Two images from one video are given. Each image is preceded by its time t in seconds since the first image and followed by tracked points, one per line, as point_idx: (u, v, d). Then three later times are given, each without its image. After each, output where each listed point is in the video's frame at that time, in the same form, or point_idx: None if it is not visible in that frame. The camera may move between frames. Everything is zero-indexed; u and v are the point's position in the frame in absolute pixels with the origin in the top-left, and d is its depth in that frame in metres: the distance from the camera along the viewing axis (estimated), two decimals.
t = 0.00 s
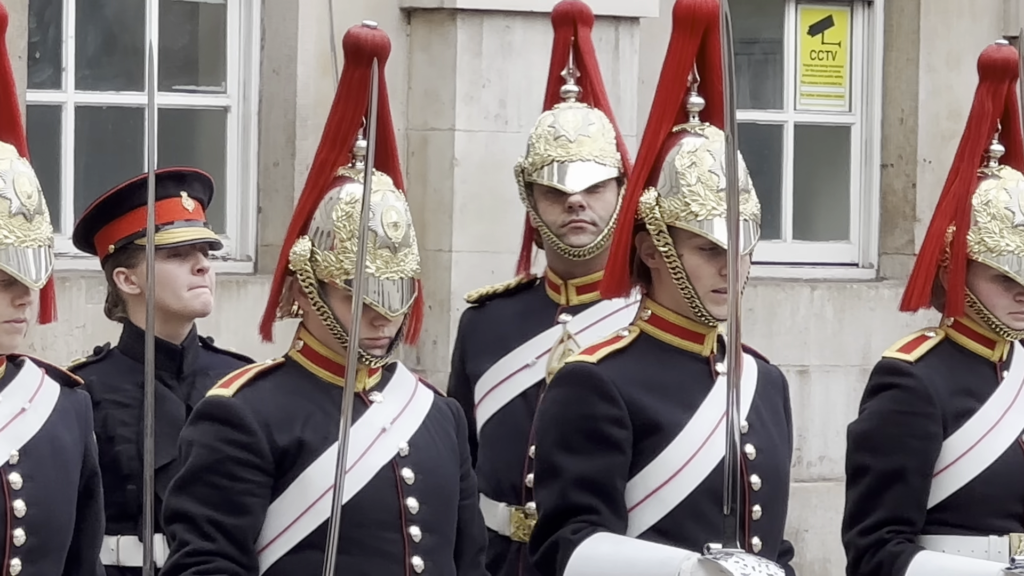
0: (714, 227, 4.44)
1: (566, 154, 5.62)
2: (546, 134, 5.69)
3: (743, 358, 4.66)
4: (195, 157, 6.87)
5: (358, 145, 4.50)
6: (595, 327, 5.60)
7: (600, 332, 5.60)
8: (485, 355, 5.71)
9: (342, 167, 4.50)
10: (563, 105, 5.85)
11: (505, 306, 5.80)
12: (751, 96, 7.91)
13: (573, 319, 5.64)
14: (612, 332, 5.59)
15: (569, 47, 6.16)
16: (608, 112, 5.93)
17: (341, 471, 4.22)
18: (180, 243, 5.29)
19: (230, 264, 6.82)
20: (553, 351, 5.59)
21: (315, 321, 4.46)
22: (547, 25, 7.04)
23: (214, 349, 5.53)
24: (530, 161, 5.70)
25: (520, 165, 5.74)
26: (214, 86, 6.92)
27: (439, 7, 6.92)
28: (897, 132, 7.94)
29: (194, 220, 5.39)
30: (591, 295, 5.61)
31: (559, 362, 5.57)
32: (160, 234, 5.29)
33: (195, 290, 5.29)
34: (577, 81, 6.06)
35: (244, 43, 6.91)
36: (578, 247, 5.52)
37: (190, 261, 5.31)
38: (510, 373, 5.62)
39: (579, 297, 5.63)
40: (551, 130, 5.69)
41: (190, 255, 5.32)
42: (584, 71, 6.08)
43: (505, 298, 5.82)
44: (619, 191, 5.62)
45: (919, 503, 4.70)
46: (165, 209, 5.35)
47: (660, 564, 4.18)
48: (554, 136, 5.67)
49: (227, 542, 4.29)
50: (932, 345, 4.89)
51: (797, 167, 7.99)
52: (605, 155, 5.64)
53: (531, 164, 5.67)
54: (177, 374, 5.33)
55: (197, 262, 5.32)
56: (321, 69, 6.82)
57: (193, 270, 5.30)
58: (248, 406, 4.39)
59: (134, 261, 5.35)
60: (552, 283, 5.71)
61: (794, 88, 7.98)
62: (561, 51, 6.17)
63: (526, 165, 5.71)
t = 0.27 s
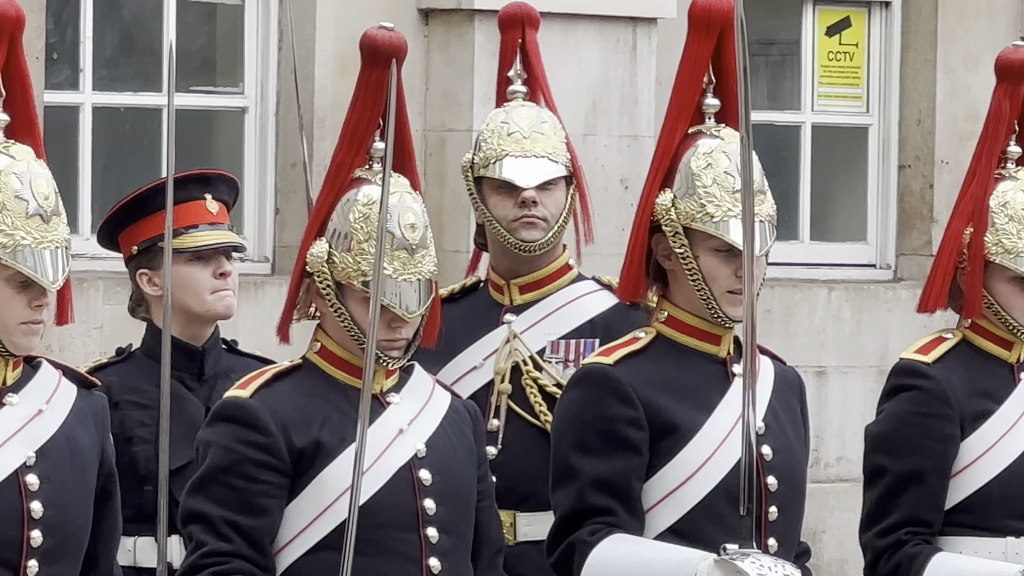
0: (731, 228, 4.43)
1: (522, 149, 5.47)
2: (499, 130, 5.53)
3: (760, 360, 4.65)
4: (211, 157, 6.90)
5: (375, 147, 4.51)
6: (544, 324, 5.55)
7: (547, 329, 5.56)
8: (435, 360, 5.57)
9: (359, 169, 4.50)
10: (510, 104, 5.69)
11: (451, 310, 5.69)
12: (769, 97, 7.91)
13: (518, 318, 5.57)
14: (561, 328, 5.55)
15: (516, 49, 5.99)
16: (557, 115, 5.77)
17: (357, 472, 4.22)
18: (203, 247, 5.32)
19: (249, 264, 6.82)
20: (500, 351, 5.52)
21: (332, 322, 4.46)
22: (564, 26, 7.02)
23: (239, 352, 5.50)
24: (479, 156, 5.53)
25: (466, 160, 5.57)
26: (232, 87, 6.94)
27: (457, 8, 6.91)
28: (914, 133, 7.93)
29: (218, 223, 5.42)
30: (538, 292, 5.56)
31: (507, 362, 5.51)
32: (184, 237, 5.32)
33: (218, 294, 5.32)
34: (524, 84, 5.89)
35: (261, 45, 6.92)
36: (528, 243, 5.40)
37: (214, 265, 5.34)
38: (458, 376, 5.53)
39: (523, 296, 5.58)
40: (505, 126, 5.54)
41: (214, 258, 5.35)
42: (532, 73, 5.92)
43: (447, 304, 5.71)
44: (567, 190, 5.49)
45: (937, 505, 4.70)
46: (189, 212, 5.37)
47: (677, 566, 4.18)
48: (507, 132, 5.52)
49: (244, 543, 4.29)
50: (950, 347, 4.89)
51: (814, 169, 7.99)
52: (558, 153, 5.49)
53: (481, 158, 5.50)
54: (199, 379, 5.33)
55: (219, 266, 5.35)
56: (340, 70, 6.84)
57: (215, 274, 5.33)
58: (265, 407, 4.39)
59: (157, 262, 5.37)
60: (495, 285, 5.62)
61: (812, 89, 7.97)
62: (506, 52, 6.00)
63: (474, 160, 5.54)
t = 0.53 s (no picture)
0: (750, 230, 4.43)
1: (507, 150, 5.46)
2: (484, 129, 5.51)
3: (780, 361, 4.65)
4: (233, 157, 6.90)
5: (397, 148, 4.50)
6: (529, 323, 5.52)
7: (533, 328, 5.52)
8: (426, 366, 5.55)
9: (380, 170, 4.51)
10: (493, 104, 5.67)
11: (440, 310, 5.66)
12: (789, 98, 7.96)
13: (503, 318, 5.55)
14: (547, 327, 5.51)
15: (495, 48, 6.01)
16: (536, 114, 5.77)
17: (379, 474, 4.23)
18: (228, 252, 5.33)
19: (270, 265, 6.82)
20: (488, 353, 5.51)
21: (354, 324, 4.47)
22: (585, 28, 7.04)
23: (263, 354, 5.51)
24: (463, 155, 5.51)
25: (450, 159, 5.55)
26: (253, 88, 6.96)
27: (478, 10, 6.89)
28: (934, 135, 7.91)
29: (244, 228, 5.42)
30: (521, 293, 5.54)
31: (495, 363, 5.50)
32: (211, 241, 5.33)
33: (238, 300, 5.32)
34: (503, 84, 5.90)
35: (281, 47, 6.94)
36: (516, 244, 5.39)
37: (238, 270, 5.34)
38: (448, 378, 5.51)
39: (507, 297, 5.55)
40: (490, 126, 5.52)
41: (238, 264, 5.35)
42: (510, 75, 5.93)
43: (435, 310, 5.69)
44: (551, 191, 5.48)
45: (958, 506, 4.69)
46: (215, 216, 5.38)
47: (696, 567, 4.19)
48: (493, 132, 5.50)
49: (265, 544, 4.30)
50: (971, 348, 4.89)
51: (835, 173, 8.01)
52: (543, 153, 5.48)
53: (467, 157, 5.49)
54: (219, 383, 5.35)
55: (244, 271, 5.35)
56: (361, 71, 6.81)
57: (239, 279, 5.33)
58: (287, 409, 4.40)
59: (182, 263, 5.39)
60: (478, 285, 5.60)
61: (831, 91, 8.00)
62: (485, 51, 6.00)
63: (458, 160, 5.52)
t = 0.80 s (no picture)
0: (774, 232, 4.43)
1: (528, 153, 5.48)
2: (506, 133, 5.54)
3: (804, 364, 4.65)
4: (254, 160, 6.98)
5: (420, 151, 4.51)
6: (554, 327, 5.57)
7: (558, 332, 5.57)
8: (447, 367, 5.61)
9: (404, 173, 4.51)
10: (519, 107, 5.69)
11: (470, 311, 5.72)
12: (811, 100, 8.00)
13: (528, 321, 5.58)
14: (571, 331, 5.55)
15: (527, 52, 6.03)
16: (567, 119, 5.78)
17: (403, 477, 4.23)
18: (235, 257, 5.30)
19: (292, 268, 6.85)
20: (511, 355, 5.55)
21: (377, 326, 4.47)
22: (607, 28, 7.12)
23: (286, 356, 5.54)
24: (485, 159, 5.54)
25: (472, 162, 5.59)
26: (275, 90, 7.02)
27: (500, 11, 6.94)
28: (957, 136, 7.94)
29: (257, 232, 5.39)
30: (547, 297, 5.58)
31: (518, 365, 5.54)
32: (219, 246, 5.31)
33: (243, 306, 5.29)
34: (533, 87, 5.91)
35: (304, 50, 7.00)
36: (534, 247, 5.43)
37: (243, 276, 5.31)
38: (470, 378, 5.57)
39: (532, 301, 5.59)
40: (512, 129, 5.55)
41: (246, 269, 5.32)
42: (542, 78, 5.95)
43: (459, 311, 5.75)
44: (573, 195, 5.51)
45: (981, 508, 4.68)
46: (226, 220, 5.36)
47: (721, 569, 4.13)
48: (514, 135, 5.53)
49: (289, 547, 4.30)
50: (995, 351, 4.87)
51: (857, 175, 8.06)
52: (565, 158, 5.50)
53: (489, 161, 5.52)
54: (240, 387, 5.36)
55: (250, 277, 5.32)
56: (383, 73, 6.84)
57: (245, 285, 5.30)
58: (311, 411, 4.41)
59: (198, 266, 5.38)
60: (502, 288, 5.65)
61: (854, 92, 8.04)
62: (516, 56, 6.03)
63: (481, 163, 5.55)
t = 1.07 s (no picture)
0: (799, 240, 4.44)
1: (558, 159, 5.50)
2: (538, 138, 5.56)
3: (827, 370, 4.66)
4: (279, 164, 7.01)
5: (443, 158, 4.51)
6: (587, 335, 5.61)
7: (592, 340, 5.62)
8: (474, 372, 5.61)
9: (428, 180, 4.51)
10: (554, 113, 5.72)
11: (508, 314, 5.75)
12: (835, 103, 8.07)
13: (562, 328, 5.62)
14: (605, 339, 5.61)
15: (567, 57, 6.06)
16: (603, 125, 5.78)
17: (428, 484, 4.24)
18: (257, 265, 5.35)
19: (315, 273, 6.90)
20: (545, 361, 5.58)
21: (401, 334, 4.48)
22: (631, 32, 7.15)
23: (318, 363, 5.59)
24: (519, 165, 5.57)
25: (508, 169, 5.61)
26: (299, 93, 7.06)
27: (524, 15, 7.00)
28: (981, 139, 8.03)
29: (279, 240, 5.42)
30: (580, 304, 5.61)
31: (552, 372, 5.57)
32: (240, 255, 5.36)
33: (264, 313, 5.34)
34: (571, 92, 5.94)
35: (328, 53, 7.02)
36: (565, 253, 5.45)
37: (263, 284, 5.35)
38: (503, 384, 5.56)
39: (566, 308, 5.62)
40: (545, 135, 5.57)
41: (268, 277, 5.37)
42: (580, 83, 5.95)
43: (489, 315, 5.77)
44: (606, 201, 5.51)
45: (1005, 514, 4.64)
46: (249, 228, 5.40)
47: None
48: (546, 141, 5.55)
49: (314, 554, 4.31)
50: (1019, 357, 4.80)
51: (880, 177, 8.14)
52: (597, 163, 5.52)
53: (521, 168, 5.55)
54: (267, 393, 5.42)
55: (271, 285, 5.36)
56: (407, 77, 6.92)
57: (265, 292, 5.35)
58: (335, 418, 4.42)
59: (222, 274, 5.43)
60: (536, 295, 5.68)
61: (877, 97, 8.14)
62: (556, 61, 6.07)
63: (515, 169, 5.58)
